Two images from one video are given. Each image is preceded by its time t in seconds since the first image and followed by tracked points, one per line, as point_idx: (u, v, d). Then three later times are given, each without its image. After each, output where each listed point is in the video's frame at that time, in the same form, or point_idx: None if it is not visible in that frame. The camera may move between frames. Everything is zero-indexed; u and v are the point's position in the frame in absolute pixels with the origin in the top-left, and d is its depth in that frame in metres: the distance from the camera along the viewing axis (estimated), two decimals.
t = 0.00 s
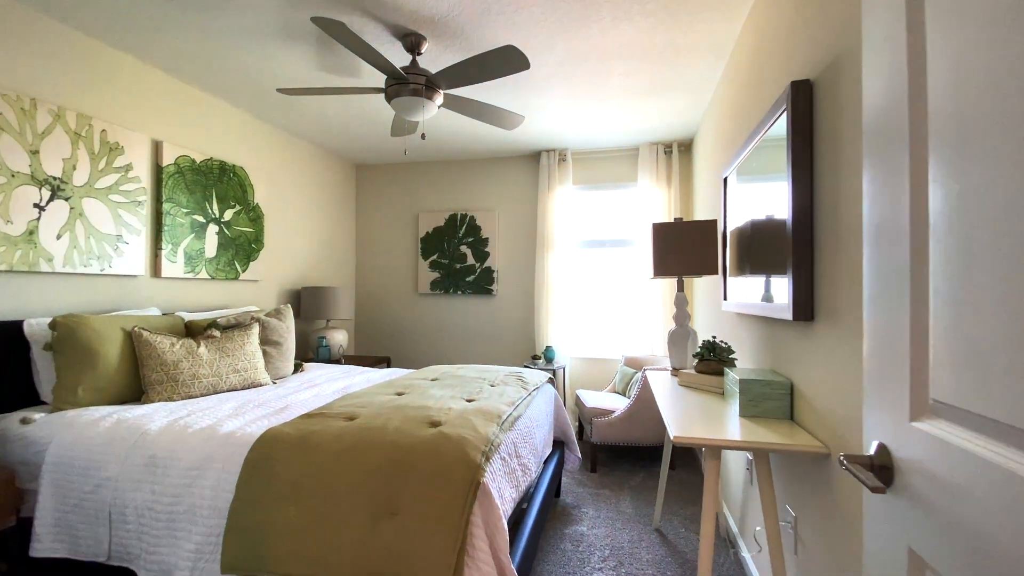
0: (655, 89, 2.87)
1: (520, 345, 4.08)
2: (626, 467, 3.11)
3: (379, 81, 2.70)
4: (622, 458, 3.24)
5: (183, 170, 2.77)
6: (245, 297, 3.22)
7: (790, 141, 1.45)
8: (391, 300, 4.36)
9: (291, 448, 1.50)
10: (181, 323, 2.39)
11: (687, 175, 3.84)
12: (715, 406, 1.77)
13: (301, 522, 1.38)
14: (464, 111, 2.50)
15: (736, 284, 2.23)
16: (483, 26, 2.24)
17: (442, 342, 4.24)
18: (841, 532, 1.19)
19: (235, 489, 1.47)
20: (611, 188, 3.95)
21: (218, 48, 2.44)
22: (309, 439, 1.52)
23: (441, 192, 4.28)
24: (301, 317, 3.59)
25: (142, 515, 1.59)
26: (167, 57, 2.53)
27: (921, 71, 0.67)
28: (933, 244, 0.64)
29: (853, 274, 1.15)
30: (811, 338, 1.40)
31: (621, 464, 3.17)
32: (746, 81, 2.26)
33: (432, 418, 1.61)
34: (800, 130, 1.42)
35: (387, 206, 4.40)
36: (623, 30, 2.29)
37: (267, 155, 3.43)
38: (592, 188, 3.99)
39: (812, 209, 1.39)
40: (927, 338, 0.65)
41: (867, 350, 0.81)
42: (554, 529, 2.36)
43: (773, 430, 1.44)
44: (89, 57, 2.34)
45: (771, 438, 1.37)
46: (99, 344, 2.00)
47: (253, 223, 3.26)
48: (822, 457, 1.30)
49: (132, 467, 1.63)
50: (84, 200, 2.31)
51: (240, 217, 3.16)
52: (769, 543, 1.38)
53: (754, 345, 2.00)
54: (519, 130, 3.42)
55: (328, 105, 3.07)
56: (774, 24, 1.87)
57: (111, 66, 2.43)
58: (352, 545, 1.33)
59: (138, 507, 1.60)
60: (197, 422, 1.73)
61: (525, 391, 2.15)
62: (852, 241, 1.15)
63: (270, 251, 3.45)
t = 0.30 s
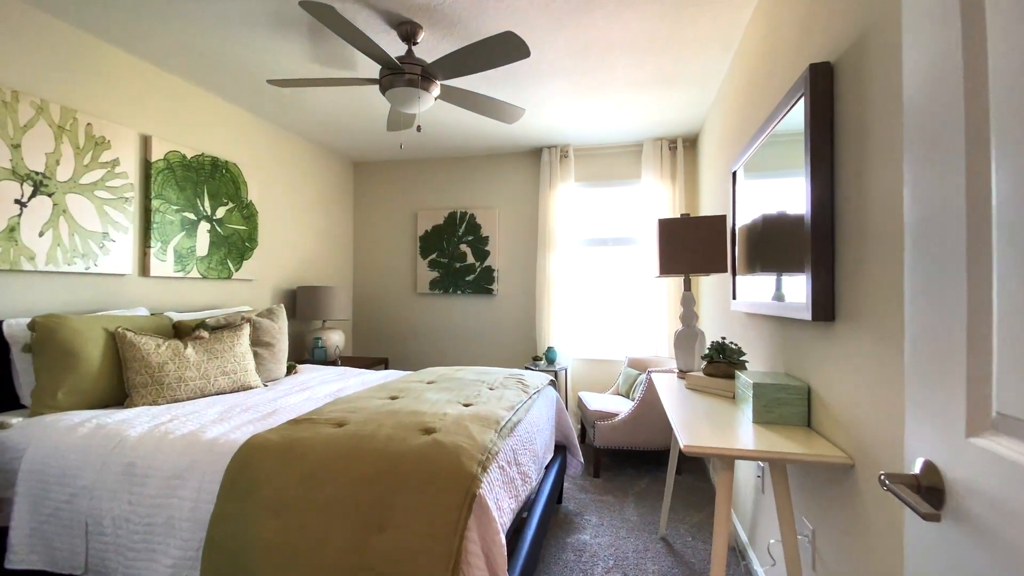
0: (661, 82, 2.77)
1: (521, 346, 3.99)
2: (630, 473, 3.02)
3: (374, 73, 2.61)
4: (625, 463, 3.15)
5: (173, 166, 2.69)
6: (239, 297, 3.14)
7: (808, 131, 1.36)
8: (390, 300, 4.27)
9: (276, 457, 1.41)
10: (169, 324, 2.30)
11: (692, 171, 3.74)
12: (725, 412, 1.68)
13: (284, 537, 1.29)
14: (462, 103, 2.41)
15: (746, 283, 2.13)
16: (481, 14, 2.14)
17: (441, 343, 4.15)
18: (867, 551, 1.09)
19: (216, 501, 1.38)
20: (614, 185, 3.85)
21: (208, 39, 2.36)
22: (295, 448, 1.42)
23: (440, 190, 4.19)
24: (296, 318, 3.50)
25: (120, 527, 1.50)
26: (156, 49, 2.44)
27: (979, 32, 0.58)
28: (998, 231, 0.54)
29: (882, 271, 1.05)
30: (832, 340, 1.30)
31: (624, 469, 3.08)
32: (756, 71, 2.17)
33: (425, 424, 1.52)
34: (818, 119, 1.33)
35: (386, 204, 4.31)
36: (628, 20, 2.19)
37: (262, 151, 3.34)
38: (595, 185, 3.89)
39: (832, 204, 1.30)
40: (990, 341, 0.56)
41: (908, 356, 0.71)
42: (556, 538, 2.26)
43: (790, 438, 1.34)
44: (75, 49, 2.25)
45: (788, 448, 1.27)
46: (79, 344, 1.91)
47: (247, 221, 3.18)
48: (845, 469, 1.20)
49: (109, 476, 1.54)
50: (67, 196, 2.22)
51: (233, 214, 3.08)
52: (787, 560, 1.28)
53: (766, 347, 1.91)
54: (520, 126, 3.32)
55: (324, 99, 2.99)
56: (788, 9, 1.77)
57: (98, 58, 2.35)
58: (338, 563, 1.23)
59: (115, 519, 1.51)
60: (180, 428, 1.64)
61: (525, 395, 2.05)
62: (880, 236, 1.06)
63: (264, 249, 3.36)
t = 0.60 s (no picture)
0: (665, 72, 2.67)
1: (521, 347, 3.89)
2: (633, 478, 2.92)
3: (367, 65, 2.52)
4: (628, 468, 3.05)
5: (161, 162, 2.60)
6: (230, 296, 3.06)
7: (824, 117, 1.26)
8: (387, 299, 4.19)
9: (255, 466, 1.32)
10: (154, 323, 2.21)
11: (696, 168, 3.64)
12: (733, 417, 1.58)
13: (258, 552, 1.19)
14: (458, 95, 2.31)
15: (754, 280, 2.03)
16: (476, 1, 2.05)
17: (439, 344, 4.06)
18: None
19: (190, 512, 1.29)
20: (616, 182, 3.75)
21: (196, 30, 2.28)
22: (274, 455, 1.34)
23: (439, 187, 4.10)
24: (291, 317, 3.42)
25: (91, 538, 1.41)
26: (141, 41, 2.35)
27: None
28: None
29: (911, 267, 0.96)
30: (853, 342, 1.20)
31: (627, 474, 2.98)
32: (764, 59, 2.06)
33: (412, 430, 1.42)
34: (836, 105, 1.23)
35: (383, 202, 4.22)
36: (630, 7, 2.09)
37: (255, 148, 3.26)
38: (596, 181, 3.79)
39: (851, 195, 1.20)
40: None
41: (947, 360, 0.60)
42: (555, 547, 2.17)
43: (804, 448, 1.24)
44: (58, 39, 2.15)
45: (802, 458, 1.17)
46: (57, 345, 1.81)
47: (238, 218, 3.10)
48: (865, 480, 1.11)
49: (80, 485, 1.45)
50: (49, 191, 2.09)
51: (224, 211, 3.00)
52: None
53: (776, 348, 1.80)
54: (520, 120, 3.23)
55: (317, 92, 2.91)
56: None
57: (83, 49, 2.25)
58: None
59: (85, 530, 1.42)
60: (156, 433, 1.55)
61: (522, 398, 1.96)
62: (909, 227, 0.96)
63: (258, 248, 3.28)
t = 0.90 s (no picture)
0: (671, 63, 2.56)
1: (523, 348, 3.80)
2: (637, 484, 2.82)
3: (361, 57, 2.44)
4: (632, 474, 2.95)
5: (152, 158, 2.52)
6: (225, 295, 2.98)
7: (845, 100, 1.16)
8: (387, 300, 4.11)
9: (230, 477, 1.23)
10: (141, 324, 2.14)
11: (704, 164, 3.53)
12: (743, 426, 1.48)
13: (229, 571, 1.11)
14: (455, 88, 2.22)
15: (765, 279, 1.92)
16: None
17: (440, 345, 3.98)
18: None
19: (161, 526, 1.21)
20: (621, 179, 3.65)
21: (186, 22, 2.20)
22: (251, 466, 1.25)
23: (439, 185, 4.02)
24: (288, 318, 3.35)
25: (61, 550, 1.33)
26: (130, 35, 2.29)
27: None
28: None
29: (951, 263, 0.85)
30: (877, 346, 1.10)
31: (632, 481, 2.87)
32: (776, 46, 1.96)
33: (399, 438, 1.34)
34: (857, 85, 1.13)
35: (383, 201, 4.15)
36: None
37: (251, 145, 3.20)
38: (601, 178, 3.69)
39: (875, 184, 1.10)
40: None
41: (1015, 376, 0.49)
42: (554, 558, 2.07)
43: (823, 462, 1.14)
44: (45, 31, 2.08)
45: (820, 474, 1.07)
46: (38, 346, 1.74)
47: (233, 216, 3.03)
48: (892, 499, 1.00)
49: (51, 495, 1.37)
50: (35, 188, 2.02)
51: (218, 210, 2.93)
52: None
53: (789, 351, 1.70)
54: (522, 115, 3.13)
55: (312, 87, 2.84)
56: None
57: (71, 43, 2.17)
58: None
59: (56, 542, 1.34)
60: (132, 440, 1.47)
61: (520, 403, 1.86)
62: (948, 218, 0.86)
63: (254, 247, 3.21)
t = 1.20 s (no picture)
0: (682, 52, 2.45)
1: (530, 349, 3.71)
2: (646, 491, 2.72)
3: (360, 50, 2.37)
4: (641, 480, 2.84)
5: (151, 156, 2.45)
6: (227, 295, 2.93)
7: (873, 81, 1.05)
8: (392, 300, 4.05)
9: (211, 488, 1.15)
10: (137, 324, 2.07)
11: (717, 159, 3.41)
12: (758, 434, 1.37)
13: None
14: (456, 81, 2.14)
15: (782, 277, 1.81)
16: None
17: (445, 346, 3.91)
18: None
19: (137, 539, 1.13)
20: (630, 175, 3.54)
21: (182, 18, 2.15)
22: (233, 475, 1.17)
23: (445, 183, 3.94)
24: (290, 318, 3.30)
25: (37, 562, 1.25)
26: (127, 31, 2.24)
27: None
28: None
29: (998, 258, 0.74)
30: (909, 351, 0.99)
31: (641, 488, 2.77)
32: (794, 30, 1.84)
33: (388, 447, 1.26)
34: (887, 65, 1.03)
35: (388, 199, 4.09)
36: None
37: (254, 142, 3.15)
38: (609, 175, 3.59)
39: (907, 172, 0.99)
40: None
41: None
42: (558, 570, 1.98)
43: (846, 477, 1.04)
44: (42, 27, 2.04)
45: (845, 492, 0.97)
46: (28, 347, 1.66)
47: (235, 215, 2.97)
48: (926, 521, 0.90)
49: (25, 503, 1.28)
50: (31, 185, 1.96)
51: (219, 208, 2.86)
52: None
53: (809, 354, 1.59)
54: (528, 110, 3.04)
55: (313, 83, 2.78)
56: None
57: (66, 40, 2.11)
58: None
59: (31, 552, 1.26)
60: (115, 444, 1.38)
61: (521, 408, 1.77)
62: (994, 206, 0.75)
63: (256, 246, 3.16)
